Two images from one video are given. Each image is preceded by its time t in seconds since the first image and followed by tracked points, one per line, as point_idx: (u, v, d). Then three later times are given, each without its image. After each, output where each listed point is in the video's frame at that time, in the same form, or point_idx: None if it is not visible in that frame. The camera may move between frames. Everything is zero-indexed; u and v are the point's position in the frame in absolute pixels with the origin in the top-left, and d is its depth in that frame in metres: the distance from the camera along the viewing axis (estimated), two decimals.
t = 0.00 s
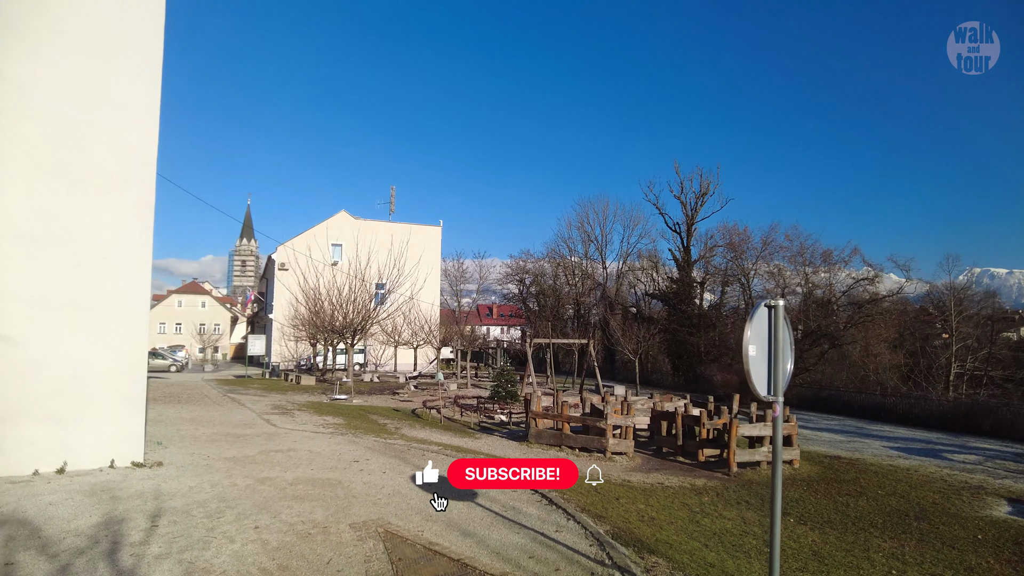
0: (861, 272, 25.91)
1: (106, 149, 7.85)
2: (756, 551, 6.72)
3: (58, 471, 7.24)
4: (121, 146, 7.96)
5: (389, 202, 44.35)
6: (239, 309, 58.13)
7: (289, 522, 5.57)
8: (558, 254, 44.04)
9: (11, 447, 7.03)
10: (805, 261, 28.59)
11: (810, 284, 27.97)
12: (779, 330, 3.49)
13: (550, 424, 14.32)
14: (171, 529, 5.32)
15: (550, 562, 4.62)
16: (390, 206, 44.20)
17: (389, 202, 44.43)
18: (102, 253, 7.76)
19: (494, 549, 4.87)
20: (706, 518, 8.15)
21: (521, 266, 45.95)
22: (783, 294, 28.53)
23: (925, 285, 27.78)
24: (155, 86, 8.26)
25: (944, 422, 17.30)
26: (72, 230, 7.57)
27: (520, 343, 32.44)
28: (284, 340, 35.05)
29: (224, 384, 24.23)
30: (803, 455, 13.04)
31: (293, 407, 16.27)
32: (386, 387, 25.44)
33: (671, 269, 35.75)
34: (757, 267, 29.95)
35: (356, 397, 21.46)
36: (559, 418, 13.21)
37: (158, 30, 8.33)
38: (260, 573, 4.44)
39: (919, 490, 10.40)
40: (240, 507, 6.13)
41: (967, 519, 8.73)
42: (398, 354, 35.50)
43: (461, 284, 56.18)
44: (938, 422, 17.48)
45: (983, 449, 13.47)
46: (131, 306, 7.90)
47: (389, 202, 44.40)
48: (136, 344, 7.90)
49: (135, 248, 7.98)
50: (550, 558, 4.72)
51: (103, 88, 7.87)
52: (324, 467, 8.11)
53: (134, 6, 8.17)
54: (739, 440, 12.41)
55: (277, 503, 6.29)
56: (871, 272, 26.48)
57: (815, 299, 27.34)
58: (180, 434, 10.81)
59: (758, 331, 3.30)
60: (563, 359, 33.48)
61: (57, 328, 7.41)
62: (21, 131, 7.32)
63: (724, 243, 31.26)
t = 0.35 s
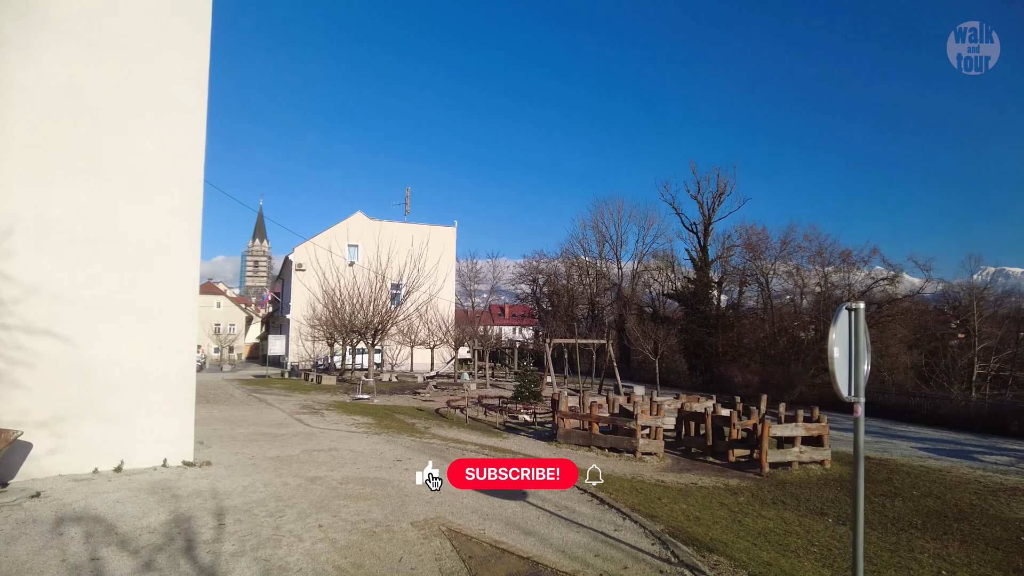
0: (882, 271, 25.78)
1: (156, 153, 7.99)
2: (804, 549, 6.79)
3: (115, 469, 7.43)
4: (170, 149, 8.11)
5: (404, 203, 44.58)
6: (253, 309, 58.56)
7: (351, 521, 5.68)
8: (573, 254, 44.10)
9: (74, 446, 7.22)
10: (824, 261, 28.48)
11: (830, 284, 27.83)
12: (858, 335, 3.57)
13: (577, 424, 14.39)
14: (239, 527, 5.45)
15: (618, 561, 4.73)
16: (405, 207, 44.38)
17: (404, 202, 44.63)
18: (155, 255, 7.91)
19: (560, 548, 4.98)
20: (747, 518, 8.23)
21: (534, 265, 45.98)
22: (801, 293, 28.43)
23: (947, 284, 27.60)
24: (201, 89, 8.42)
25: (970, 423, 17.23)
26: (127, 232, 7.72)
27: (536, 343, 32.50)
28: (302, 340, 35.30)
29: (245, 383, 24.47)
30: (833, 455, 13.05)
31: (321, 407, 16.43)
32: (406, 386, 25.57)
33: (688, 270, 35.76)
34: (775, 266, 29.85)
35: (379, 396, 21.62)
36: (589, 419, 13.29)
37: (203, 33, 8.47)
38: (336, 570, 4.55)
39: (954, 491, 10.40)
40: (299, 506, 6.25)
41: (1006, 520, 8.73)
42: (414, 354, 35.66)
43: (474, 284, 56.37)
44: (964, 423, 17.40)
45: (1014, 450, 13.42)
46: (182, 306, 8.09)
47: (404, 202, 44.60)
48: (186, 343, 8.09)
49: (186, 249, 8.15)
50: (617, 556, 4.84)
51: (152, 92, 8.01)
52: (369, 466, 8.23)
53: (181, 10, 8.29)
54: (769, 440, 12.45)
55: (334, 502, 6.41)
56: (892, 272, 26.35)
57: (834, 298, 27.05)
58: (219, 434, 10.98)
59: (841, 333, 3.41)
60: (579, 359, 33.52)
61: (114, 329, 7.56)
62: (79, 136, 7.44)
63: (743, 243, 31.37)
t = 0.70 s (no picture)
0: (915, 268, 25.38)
1: (212, 155, 8.15)
2: (863, 550, 6.76)
3: (176, 469, 7.61)
4: (225, 152, 8.26)
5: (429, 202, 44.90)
6: (278, 309, 59.34)
7: (417, 521, 5.76)
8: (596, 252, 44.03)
9: (139, 446, 7.42)
10: (854, 257, 28.10)
11: (859, 280, 27.28)
12: (952, 338, 3.52)
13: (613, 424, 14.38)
14: (309, 528, 5.55)
15: (693, 563, 4.77)
16: (431, 206, 44.74)
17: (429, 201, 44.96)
18: (211, 257, 8.07)
19: (632, 550, 5.03)
20: (799, 519, 8.20)
21: (556, 264, 45.98)
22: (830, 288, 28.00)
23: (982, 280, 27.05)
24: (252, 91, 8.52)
25: (1013, 423, 16.90)
26: (185, 235, 7.89)
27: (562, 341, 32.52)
28: (328, 340, 35.69)
29: (276, 383, 24.84)
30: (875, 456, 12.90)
31: (356, 406, 16.63)
32: (434, 385, 25.74)
33: (713, 267, 35.60)
34: (805, 265, 29.95)
35: (409, 395, 21.80)
36: (626, 418, 13.28)
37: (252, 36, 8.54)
38: (414, 571, 4.62)
39: (1005, 492, 10.24)
40: (362, 506, 6.35)
41: None
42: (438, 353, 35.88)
43: (496, 283, 56.56)
44: (1006, 423, 17.08)
45: None
46: (237, 307, 8.23)
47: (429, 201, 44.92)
48: (241, 343, 8.22)
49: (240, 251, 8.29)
50: (689, 558, 4.89)
51: (206, 96, 8.15)
52: (420, 466, 8.32)
53: (232, 13, 8.39)
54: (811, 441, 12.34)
55: (395, 502, 6.49)
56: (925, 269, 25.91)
57: (866, 295, 26.45)
58: (266, 433, 11.17)
59: (935, 335, 3.38)
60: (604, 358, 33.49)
61: (174, 330, 7.74)
62: (137, 142, 7.61)
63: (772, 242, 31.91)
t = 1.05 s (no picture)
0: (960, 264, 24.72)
1: (277, 158, 8.40)
2: (932, 550, 6.72)
3: (247, 464, 7.89)
4: (289, 155, 8.51)
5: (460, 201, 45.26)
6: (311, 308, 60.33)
7: (491, 516, 5.90)
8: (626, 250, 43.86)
9: (212, 441, 7.72)
10: (894, 253, 27.54)
11: (899, 277, 26.62)
12: None
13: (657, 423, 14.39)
14: (389, 522, 5.73)
15: (774, 559, 4.84)
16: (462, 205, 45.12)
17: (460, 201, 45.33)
18: (277, 257, 8.33)
19: (711, 546, 5.11)
20: (860, 518, 8.14)
21: (585, 262, 45.90)
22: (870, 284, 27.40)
23: None
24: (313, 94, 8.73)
25: None
26: (253, 236, 8.16)
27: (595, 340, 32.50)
28: (363, 338, 36.23)
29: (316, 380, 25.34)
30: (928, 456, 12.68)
31: (400, 403, 16.92)
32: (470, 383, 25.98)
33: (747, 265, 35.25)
34: (844, 262, 29.55)
35: (447, 393, 22.06)
36: (672, 418, 13.26)
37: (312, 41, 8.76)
38: (501, 564, 4.75)
39: None
40: (433, 500, 6.51)
41: None
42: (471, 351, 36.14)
43: (525, 281, 56.70)
44: None
45: None
46: (301, 305, 8.47)
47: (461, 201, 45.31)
48: (305, 341, 8.46)
49: (304, 250, 8.52)
50: (770, 555, 4.95)
51: (271, 101, 8.41)
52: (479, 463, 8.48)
53: (295, 18, 8.63)
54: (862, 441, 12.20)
55: (463, 497, 6.64)
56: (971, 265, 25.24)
57: (907, 292, 25.84)
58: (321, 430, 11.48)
59: None
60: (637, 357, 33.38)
61: (243, 329, 8.01)
62: (208, 147, 7.91)
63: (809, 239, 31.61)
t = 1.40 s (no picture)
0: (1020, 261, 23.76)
1: (347, 166, 8.70)
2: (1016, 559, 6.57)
3: (323, 464, 8.21)
4: (358, 163, 8.80)
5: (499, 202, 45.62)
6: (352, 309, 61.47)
7: (570, 518, 6.03)
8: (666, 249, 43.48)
9: (292, 440, 8.05)
10: (948, 251, 26.66)
11: (954, 276, 25.69)
12: None
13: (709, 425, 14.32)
14: (473, 522, 5.90)
15: (865, 564, 4.85)
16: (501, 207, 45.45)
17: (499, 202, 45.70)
18: (348, 262, 8.63)
19: (799, 550, 5.15)
20: (934, 524, 8.00)
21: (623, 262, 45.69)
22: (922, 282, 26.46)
23: None
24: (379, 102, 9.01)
25: None
26: (326, 241, 8.47)
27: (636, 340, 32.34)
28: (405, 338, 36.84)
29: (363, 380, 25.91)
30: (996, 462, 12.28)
31: (450, 403, 17.21)
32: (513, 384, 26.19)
33: (792, 264, 34.64)
34: (895, 261, 28.74)
35: (493, 394, 22.30)
36: (726, 420, 13.19)
37: (378, 51, 9.05)
38: (592, 564, 4.88)
39: None
40: (510, 501, 6.67)
41: None
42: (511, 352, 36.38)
43: (563, 281, 56.66)
44: None
45: None
46: (371, 309, 8.76)
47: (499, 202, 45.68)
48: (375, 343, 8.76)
49: (373, 255, 8.83)
50: (860, 560, 4.96)
51: (341, 111, 8.71)
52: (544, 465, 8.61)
53: (362, 29, 8.93)
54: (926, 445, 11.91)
55: (538, 498, 6.78)
56: None
57: (963, 291, 24.93)
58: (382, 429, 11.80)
59: None
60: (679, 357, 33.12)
61: (318, 332, 8.32)
62: (285, 157, 8.24)
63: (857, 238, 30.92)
